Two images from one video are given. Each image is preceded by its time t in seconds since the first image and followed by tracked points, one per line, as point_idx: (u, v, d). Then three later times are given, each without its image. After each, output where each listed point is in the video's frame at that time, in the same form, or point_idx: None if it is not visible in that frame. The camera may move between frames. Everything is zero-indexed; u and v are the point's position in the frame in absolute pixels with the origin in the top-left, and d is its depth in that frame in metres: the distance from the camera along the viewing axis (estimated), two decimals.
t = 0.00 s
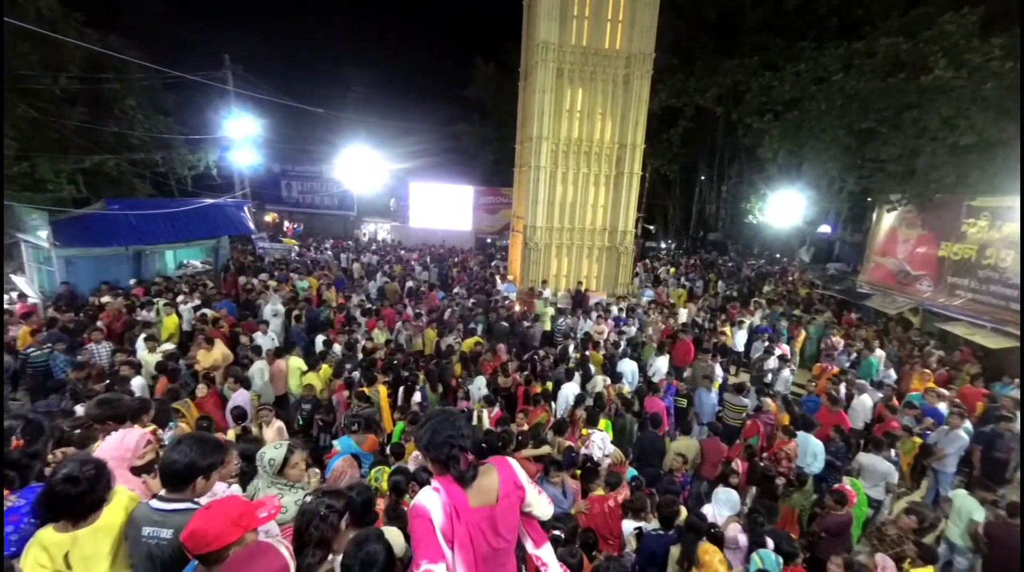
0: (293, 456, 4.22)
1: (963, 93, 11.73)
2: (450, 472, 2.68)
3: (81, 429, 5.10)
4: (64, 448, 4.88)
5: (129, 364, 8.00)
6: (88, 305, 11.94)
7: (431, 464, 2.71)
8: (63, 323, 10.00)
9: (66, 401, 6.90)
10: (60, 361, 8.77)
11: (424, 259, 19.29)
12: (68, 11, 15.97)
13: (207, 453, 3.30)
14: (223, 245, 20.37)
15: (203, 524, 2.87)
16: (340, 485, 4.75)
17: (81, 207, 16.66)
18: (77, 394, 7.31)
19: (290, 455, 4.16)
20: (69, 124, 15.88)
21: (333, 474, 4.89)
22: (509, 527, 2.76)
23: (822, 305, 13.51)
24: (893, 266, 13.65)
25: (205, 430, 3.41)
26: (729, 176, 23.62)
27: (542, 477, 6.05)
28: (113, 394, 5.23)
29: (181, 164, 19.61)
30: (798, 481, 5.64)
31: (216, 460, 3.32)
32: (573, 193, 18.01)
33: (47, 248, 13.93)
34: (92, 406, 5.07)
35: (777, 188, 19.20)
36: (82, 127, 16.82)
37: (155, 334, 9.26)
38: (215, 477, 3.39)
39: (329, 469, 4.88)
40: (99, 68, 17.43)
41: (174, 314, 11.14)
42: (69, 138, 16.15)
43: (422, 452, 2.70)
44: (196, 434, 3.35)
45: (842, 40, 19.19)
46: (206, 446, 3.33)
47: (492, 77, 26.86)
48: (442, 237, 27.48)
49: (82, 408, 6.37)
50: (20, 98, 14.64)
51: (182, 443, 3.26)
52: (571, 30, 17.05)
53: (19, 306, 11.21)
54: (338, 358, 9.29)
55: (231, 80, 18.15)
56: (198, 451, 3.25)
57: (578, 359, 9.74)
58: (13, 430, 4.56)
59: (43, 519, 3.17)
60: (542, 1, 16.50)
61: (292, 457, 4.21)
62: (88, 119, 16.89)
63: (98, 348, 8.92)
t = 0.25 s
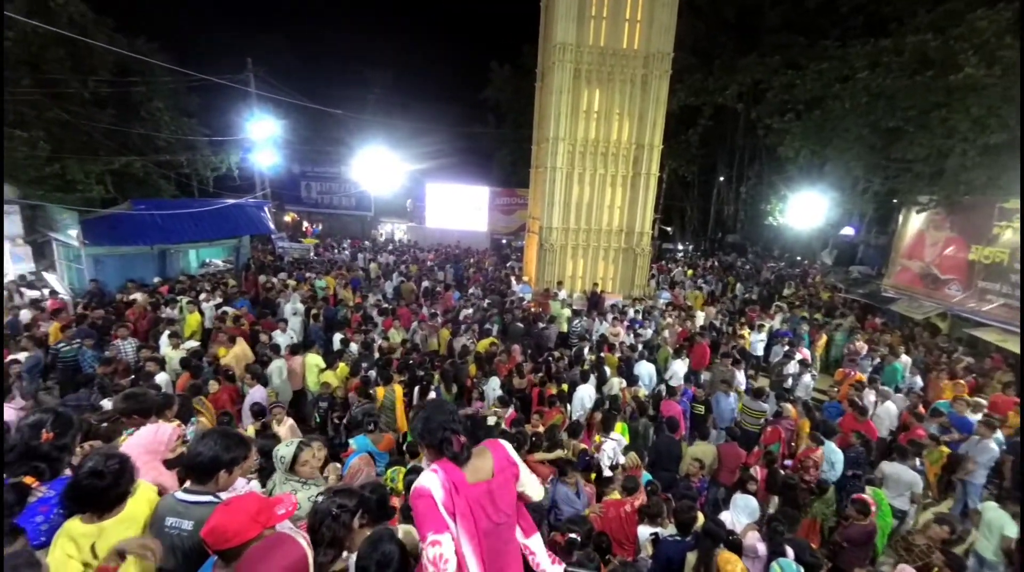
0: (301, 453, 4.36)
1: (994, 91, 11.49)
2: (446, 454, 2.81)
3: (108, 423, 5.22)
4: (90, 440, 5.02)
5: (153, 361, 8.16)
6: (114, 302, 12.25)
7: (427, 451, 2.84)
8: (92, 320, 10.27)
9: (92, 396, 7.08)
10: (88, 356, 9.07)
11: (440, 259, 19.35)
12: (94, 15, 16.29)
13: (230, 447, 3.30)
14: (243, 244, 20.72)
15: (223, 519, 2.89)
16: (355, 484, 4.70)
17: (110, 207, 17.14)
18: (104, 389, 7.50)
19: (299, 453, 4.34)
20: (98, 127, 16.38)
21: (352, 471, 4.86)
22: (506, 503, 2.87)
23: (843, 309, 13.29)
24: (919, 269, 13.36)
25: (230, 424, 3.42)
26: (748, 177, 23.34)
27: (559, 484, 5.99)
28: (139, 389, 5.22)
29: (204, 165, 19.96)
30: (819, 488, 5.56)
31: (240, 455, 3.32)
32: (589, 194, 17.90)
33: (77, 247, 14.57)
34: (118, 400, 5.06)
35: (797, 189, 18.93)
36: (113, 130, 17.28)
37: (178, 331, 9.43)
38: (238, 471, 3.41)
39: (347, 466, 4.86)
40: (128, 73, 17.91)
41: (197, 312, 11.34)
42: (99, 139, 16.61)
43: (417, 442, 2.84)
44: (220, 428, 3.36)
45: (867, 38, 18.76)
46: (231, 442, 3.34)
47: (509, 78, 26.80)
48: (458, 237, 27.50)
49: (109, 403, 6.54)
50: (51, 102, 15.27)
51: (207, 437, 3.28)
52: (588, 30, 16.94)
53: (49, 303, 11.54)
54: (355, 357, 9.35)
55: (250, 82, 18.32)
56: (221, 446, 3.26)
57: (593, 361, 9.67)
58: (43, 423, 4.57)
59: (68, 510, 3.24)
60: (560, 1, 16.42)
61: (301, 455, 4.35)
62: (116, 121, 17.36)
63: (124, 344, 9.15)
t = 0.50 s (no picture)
0: (312, 453, 4.42)
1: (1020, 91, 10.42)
2: (440, 438, 2.93)
3: (129, 417, 5.39)
4: (110, 436, 5.20)
5: (171, 358, 8.30)
6: (136, 300, 12.49)
7: (420, 440, 2.96)
8: (114, 317, 10.50)
9: (113, 391, 7.24)
10: (109, 352, 9.30)
11: (453, 261, 19.37)
12: (117, 17, 16.57)
13: (246, 443, 3.62)
14: (260, 244, 20.98)
15: (238, 516, 2.88)
16: (366, 484, 4.68)
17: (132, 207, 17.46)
18: (124, 385, 7.65)
19: (310, 451, 4.41)
20: (122, 128, 16.62)
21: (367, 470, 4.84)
22: (500, 474, 3.03)
23: (863, 316, 13.06)
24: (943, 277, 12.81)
25: (246, 423, 3.75)
26: (766, 181, 23.10)
27: (575, 483, 5.92)
28: (159, 384, 5.48)
29: (223, 166, 20.22)
30: (837, 499, 5.47)
31: (258, 451, 3.67)
32: (603, 197, 17.81)
33: (100, 245, 14.98)
34: (139, 395, 5.33)
35: (816, 194, 18.66)
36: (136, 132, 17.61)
37: (196, 329, 9.58)
38: (256, 466, 3.73)
39: (359, 466, 4.86)
40: (153, 77, 18.34)
41: (214, 310, 11.52)
42: (123, 141, 16.85)
43: (411, 434, 2.96)
44: (237, 425, 3.69)
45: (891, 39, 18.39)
46: (248, 437, 3.66)
47: (523, 80, 26.77)
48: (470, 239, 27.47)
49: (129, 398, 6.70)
50: (79, 104, 15.50)
51: (225, 433, 3.60)
52: (604, 33, 16.86)
53: (72, 300, 11.82)
54: (368, 357, 9.41)
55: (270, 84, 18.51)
56: (241, 440, 3.58)
57: (605, 365, 9.60)
58: (64, 416, 4.65)
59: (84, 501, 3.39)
60: (576, 4, 16.41)
61: (312, 454, 4.41)
62: (140, 123, 17.62)
63: (144, 340, 9.32)
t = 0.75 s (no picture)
0: (324, 454, 4.43)
1: None
2: (428, 436, 3.25)
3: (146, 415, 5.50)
4: (126, 434, 5.30)
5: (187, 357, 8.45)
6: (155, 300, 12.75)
7: (414, 439, 3.32)
8: (134, 316, 10.73)
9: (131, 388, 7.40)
10: (128, 350, 9.50)
11: (465, 264, 19.41)
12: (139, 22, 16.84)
13: (270, 443, 3.80)
14: (276, 246, 21.18)
15: (255, 514, 3.02)
16: (377, 488, 4.68)
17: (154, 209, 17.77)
18: (141, 384, 7.78)
19: (321, 453, 4.40)
20: (146, 131, 16.80)
21: (376, 473, 4.82)
22: (489, 466, 3.31)
23: (882, 325, 12.81)
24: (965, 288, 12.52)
25: (268, 423, 3.94)
26: (782, 187, 22.84)
27: (593, 486, 5.95)
28: (179, 382, 5.86)
29: (241, 169, 20.46)
30: (854, 514, 5.29)
31: (280, 451, 3.92)
32: (616, 202, 17.73)
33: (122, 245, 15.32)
34: (160, 392, 5.72)
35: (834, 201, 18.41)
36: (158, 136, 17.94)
37: (211, 329, 9.69)
38: (278, 465, 3.92)
39: (370, 468, 4.84)
40: (177, 81, 18.65)
41: (230, 311, 11.65)
42: (147, 143, 17.03)
43: (406, 434, 3.35)
44: (261, 425, 3.89)
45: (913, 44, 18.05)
46: (269, 437, 3.86)
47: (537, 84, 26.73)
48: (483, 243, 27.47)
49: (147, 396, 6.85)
50: (105, 108, 15.79)
51: (248, 433, 3.79)
52: (620, 38, 16.79)
53: (95, 301, 12.13)
54: (380, 359, 9.44)
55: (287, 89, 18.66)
56: (263, 440, 3.79)
57: (617, 371, 9.51)
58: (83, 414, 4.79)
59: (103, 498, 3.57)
60: (590, 9, 16.38)
61: (324, 455, 4.43)
62: (162, 127, 17.92)
63: (161, 339, 9.48)
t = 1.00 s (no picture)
0: (344, 451, 4.43)
1: None
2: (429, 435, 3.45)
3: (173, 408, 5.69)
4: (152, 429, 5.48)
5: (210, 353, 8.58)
6: (181, 297, 12.98)
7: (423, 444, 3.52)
8: (161, 311, 10.95)
9: (157, 382, 7.54)
10: (155, 345, 9.68)
11: (482, 264, 19.42)
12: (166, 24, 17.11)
13: (296, 439, 3.88)
14: (296, 245, 21.38)
15: (272, 503, 3.25)
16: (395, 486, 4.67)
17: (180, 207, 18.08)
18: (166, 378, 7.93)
19: (341, 450, 4.40)
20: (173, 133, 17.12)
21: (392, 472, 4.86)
22: (487, 456, 3.38)
23: (910, 330, 12.50)
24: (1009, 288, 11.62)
25: (288, 420, 3.99)
26: (806, 188, 22.46)
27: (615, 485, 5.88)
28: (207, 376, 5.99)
29: (265, 169, 20.71)
30: (878, 523, 5.10)
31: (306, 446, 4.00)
32: (634, 202, 17.58)
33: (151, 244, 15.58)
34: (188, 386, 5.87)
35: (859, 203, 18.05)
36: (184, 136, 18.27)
37: (233, 326, 9.83)
38: (300, 461, 3.99)
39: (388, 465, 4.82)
40: (203, 84, 18.97)
41: (252, 308, 11.80)
42: (173, 145, 17.40)
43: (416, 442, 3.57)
44: (285, 420, 3.96)
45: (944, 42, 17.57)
46: (296, 434, 3.94)
47: (556, 84, 26.60)
48: (500, 243, 27.43)
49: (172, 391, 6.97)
50: (135, 110, 16.12)
51: (274, 430, 3.86)
52: (640, 38, 16.65)
53: (124, 297, 12.41)
54: (399, 357, 9.47)
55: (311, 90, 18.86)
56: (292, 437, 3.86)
57: (634, 373, 9.42)
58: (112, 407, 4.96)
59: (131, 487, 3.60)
60: (610, 8, 16.25)
61: (344, 452, 4.42)
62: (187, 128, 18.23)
63: (186, 335, 9.64)
